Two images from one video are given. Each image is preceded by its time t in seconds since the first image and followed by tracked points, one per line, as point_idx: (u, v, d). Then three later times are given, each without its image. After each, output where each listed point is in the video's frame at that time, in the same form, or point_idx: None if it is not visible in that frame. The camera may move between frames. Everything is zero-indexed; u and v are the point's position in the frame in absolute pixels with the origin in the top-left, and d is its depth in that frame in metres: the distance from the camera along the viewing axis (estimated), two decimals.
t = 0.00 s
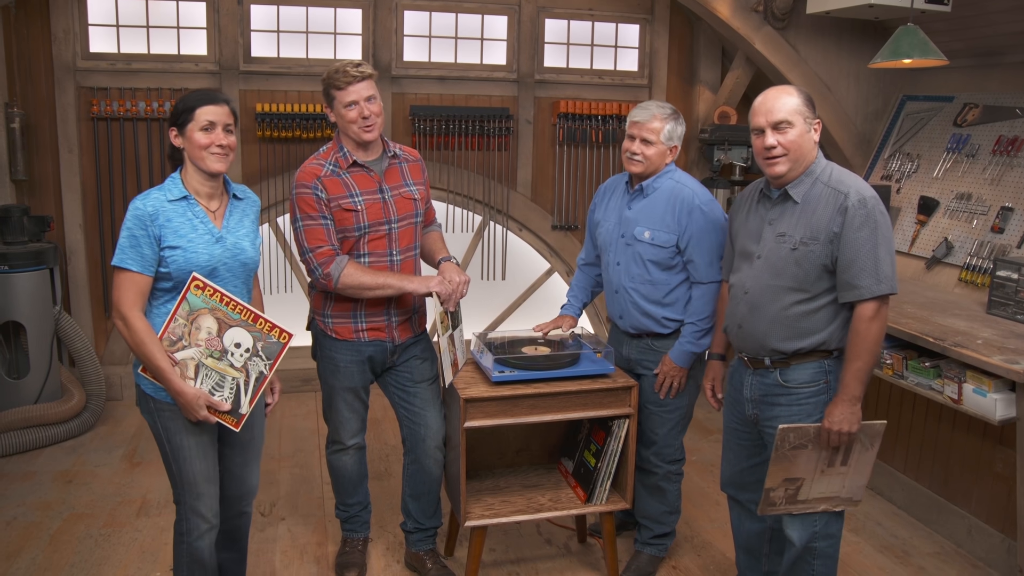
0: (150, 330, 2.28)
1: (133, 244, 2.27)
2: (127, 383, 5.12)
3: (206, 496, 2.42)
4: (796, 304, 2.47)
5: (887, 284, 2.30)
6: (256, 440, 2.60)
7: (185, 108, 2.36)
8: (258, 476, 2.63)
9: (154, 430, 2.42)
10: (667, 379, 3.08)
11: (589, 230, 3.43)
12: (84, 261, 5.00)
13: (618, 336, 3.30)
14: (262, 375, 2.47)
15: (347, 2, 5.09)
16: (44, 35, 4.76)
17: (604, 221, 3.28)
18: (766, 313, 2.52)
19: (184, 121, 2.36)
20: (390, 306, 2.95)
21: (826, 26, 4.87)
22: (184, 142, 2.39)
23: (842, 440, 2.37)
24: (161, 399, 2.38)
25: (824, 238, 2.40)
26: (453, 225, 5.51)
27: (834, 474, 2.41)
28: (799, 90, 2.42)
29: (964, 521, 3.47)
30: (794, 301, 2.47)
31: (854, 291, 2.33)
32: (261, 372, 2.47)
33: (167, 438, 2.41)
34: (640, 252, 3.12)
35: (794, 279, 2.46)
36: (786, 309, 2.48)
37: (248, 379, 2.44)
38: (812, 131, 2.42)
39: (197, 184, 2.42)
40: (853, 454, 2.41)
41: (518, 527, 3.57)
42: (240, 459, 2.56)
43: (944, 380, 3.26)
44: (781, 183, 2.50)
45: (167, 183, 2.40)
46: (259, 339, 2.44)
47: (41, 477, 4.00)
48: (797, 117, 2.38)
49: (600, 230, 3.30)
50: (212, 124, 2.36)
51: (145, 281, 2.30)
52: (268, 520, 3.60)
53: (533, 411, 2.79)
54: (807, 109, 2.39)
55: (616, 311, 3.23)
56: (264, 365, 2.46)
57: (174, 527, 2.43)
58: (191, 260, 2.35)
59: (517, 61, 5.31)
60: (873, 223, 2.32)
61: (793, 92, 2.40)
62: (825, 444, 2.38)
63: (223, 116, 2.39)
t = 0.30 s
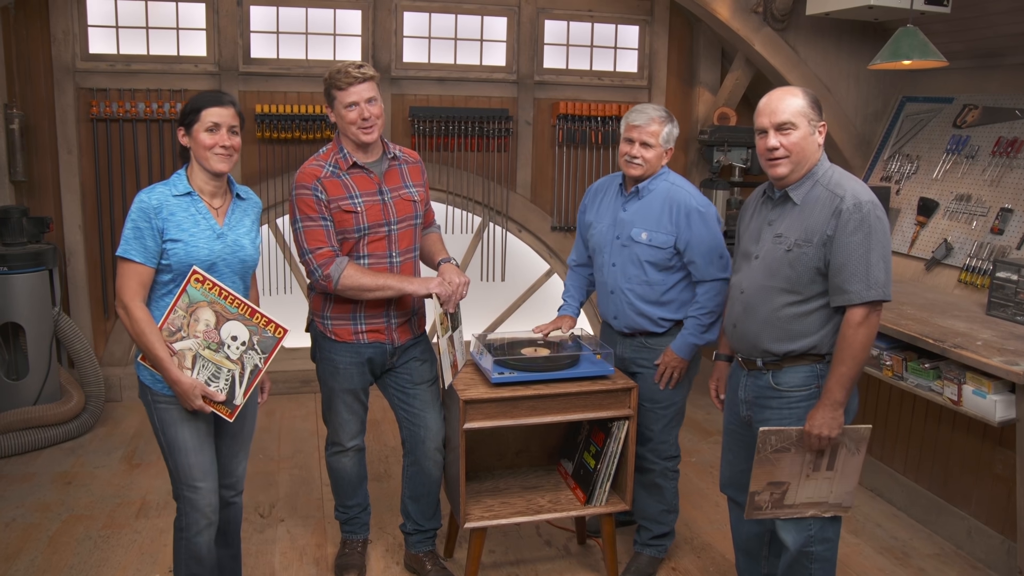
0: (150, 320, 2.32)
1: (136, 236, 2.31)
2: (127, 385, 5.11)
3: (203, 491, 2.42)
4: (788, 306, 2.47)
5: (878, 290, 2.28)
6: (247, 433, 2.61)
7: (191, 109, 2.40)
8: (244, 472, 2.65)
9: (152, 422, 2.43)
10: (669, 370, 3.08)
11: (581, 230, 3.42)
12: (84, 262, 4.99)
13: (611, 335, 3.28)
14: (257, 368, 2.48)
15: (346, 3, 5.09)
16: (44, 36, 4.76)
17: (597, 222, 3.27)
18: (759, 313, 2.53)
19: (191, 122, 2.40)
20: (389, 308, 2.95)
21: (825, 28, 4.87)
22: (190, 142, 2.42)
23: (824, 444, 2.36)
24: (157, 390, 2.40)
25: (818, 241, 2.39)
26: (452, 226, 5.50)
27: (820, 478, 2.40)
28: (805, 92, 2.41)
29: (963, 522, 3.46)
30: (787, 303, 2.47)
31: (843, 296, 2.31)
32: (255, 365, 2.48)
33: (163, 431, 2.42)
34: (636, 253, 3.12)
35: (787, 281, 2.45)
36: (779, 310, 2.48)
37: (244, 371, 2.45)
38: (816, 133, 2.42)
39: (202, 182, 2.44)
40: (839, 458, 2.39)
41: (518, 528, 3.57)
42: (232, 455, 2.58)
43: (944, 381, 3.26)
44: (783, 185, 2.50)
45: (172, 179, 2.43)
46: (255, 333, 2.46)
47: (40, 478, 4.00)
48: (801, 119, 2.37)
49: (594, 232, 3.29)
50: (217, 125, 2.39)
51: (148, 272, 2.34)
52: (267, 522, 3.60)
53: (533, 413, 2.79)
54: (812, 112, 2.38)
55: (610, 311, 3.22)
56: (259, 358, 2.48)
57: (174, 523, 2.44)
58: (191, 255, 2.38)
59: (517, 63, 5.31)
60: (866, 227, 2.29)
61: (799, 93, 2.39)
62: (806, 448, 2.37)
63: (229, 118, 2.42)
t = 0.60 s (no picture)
0: (149, 315, 2.33)
1: (138, 234, 2.33)
2: (127, 385, 5.11)
3: (191, 488, 2.41)
4: (784, 308, 2.47)
5: (874, 296, 2.27)
6: (246, 431, 2.61)
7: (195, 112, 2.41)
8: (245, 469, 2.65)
9: (149, 416, 2.45)
10: (676, 348, 3.10)
11: (571, 233, 3.44)
12: (83, 261, 4.99)
13: (598, 331, 3.26)
14: (253, 362, 2.47)
15: (347, 3, 5.09)
16: (44, 36, 4.76)
17: (588, 223, 3.30)
18: (755, 314, 2.54)
19: (195, 124, 2.41)
20: (389, 308, 2.95)
21: (825, 29, 4.87)
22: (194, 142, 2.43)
23: (819, 451, 2.36)
24: (156, 384, 2.40)
25: (816, 244, 2.39)
26: (452, 227, 5.48)
27: (817, 484, 2.41)
28: (815, 93, 2.40)
29: (962, 524, 3.47)
30: (783, 305, 2.47)
31: (839, 300, 2.31)
32: (251, 359, 2.47)
33: (157, 425, 2.43)
34: (627, 248, 3.15)
35: (784, 282, 2.46)
36: (775, 311, 2.49)
37: (240, 364, 2.44)
38: (823, 135, 2.41)
39: (203, 183, 2.45)
40: (835, 464, 2.40)
41: (517, 529, 3.57)
42: (228, 452, 2.59)
43: (943, 383, 3.26)
44: (787, 187, 2.50)
45: (174, 179, 2.45)
46: (251, 326, 2.44)
47: (40, 478, 4.00)
48: (808, 121, 2.37)
49: (584, 233, 3.31)
50: (220, 128, 2.40)
51: (148, 270, 2.35)
52: (266, 522, 3.60)
53: (533, 414, 2.79)
54: (820, 114, 2.37)
55: (598, 308, 3.22)
56: (255, 352, 2.47)
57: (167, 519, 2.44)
58: (190, 253, 2.38)
59: (517, 63, 5.31)
60: (866, 232, 2.29)
61: (807, 95, 2.38)
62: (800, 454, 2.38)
63: (232, 122, 2.43)
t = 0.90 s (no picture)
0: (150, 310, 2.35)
1: (138, 231, 2.34)
2: (128, 385, 5.11)
3: (192, 488, 2.41)
4: (788, 310, 2.48)
5: (879, 299, 2.27)
6: (248, 430, 2.62)
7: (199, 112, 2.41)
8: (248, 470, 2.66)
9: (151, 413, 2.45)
10: (682, 344, 3.17)
11: (567, 234, 3.44)
12: (85, 262, 5.00)
13: (595, 331, 3.27)
14: (244, 332, 2.43)
15: (348, 5, 5.09)
16: (46, 37, 4.77)
17: (585, 223, 3.29)
18: (759, 316, 2.54)
19: (200, 125, 2.42)
20: (391, 309, 2.96)
21: (827, 31, 4.88)
22: (198, 141, 2.43)
23: (823, 453, 2.36)
24: (160, 379, 2.41)
25: (821, 247, 2.39)
26: (453, 228, 5.48)
27: (820, 487, 2.41)
28: (821, 96, 2.40)
29: (964, 526, 3.46)
30: (787, 308, 2.48)
31: (844, 303, 2.32)
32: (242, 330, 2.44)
33: (159, 422, 2.43)
34: (627, 245, 3.16)
35: (788, 285, 2.46)
36: (778, 314, 2.49)
37: (234, 339, 2.42)
38: (828, 138, 2.41)
39: (205, 183, 2.46)
40: (839, 467, 2.40)
41: (518, 530, 3.57)
42: (231, 452, 2.60)
43: (944, 385, 3.26)
44: (791, 189, 2.50)
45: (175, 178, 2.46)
46: (231, 298, 2.39)
47: (41, 478, 4.00)
48: (813, 123, 2.37)
49: (581, 233, 3.31)
50: (225, 129, 2.41)
51: (148, 266, 2.36)
52: (268, 523, 3.60)
53: (533, 415, 2.79)
54: (826, 116, 2.37)
55: (598, 306, 3.22)
56: (242, 322, 2.42)
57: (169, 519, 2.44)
58: (189, 250, 2.39)
59: (519, 65, 5.32)
60: (871, 235, 2.29)
61: (813, 97, 2.38)
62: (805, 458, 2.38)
63: (238, 123, 2.44)
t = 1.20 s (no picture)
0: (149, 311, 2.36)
1: (138, 233, 2.35)
2: (128, 386, 5.11)
3: (193, 487, 2.41)
4: (792, 311, 2.48)
5: (884, 298, 2.28)
6: (250, 430, 2.62)
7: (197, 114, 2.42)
8: (250, 470, 2.66)
9: (154, 412, 2.46)
10: (682, 348, 3.16)
11: (566, 235, 3.44)
12: (85, 262, 5.01)
13: (594, 331, 3.27)
14: (250, 343, 2.47)
15: (348, 5, 5.10)
16: (47, 38, 4.78)
17: (584, 223, 3.29)
18: (762, 317, 2.54)
19: (197, 125, 2.42)
20: (392, 309, 2.96)
21: (826, 32, 4.88)
22: (196, 143, 2.43)
23: (832, 453, 2.36)
24: (161, 380, 2.42)
25: (824, 247, 2.39)
26: (453, 228, 5.48)
27: (828, 485, 2.41)
28: (819, 95, 2.41)
29: (963, 526, 3.47)
30: (791, 309, 2.48)
31: (849, 303, 2.32)
32: (248, 341, 2.47)
33: (161, 421, 2.44)
34: (627, 245, 3.16)
35: (792, 286, 2.47)
36: (783, 315, 2.49)
37: (238, 348, 2.44)
38: (827, 137, 2.41)
39: (204, 184, 2.46)
40: (847, 465, 2.40)
41: (518, 531, 3.57)
42: (232, 451, 2.60)
43: (944, 385, 3.27)
44: (790, 190, 2.50)
45: (174, 180, 2.46)
46: (242, 310, 2.43)
47: (41, 478, 4.00)
48: (811, 122, 2.37)
49: (580, 233, 3.31)
50: (221, 129, 2.41)
51: (148, 268, 2.37)
52: (268, 523, 3.61)
53: (534, 415, 2.80)
54: (823, 115, 2.38)
55: (597, 306, 3.22)
56: (250, 334, 2.46)
57: (170, 519, 2.44)
58: (189, 251, 2.40)
59: (519, 66, 5.33)
60: (874, 234, 2.30)
61: (810, 97, 2.39)
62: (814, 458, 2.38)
63: (233, 123, 2.44)
